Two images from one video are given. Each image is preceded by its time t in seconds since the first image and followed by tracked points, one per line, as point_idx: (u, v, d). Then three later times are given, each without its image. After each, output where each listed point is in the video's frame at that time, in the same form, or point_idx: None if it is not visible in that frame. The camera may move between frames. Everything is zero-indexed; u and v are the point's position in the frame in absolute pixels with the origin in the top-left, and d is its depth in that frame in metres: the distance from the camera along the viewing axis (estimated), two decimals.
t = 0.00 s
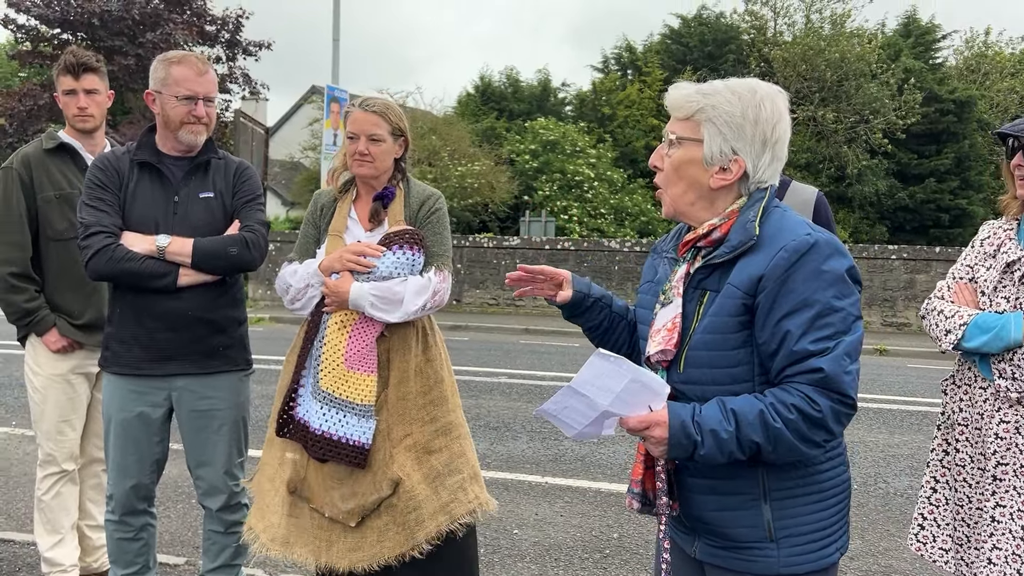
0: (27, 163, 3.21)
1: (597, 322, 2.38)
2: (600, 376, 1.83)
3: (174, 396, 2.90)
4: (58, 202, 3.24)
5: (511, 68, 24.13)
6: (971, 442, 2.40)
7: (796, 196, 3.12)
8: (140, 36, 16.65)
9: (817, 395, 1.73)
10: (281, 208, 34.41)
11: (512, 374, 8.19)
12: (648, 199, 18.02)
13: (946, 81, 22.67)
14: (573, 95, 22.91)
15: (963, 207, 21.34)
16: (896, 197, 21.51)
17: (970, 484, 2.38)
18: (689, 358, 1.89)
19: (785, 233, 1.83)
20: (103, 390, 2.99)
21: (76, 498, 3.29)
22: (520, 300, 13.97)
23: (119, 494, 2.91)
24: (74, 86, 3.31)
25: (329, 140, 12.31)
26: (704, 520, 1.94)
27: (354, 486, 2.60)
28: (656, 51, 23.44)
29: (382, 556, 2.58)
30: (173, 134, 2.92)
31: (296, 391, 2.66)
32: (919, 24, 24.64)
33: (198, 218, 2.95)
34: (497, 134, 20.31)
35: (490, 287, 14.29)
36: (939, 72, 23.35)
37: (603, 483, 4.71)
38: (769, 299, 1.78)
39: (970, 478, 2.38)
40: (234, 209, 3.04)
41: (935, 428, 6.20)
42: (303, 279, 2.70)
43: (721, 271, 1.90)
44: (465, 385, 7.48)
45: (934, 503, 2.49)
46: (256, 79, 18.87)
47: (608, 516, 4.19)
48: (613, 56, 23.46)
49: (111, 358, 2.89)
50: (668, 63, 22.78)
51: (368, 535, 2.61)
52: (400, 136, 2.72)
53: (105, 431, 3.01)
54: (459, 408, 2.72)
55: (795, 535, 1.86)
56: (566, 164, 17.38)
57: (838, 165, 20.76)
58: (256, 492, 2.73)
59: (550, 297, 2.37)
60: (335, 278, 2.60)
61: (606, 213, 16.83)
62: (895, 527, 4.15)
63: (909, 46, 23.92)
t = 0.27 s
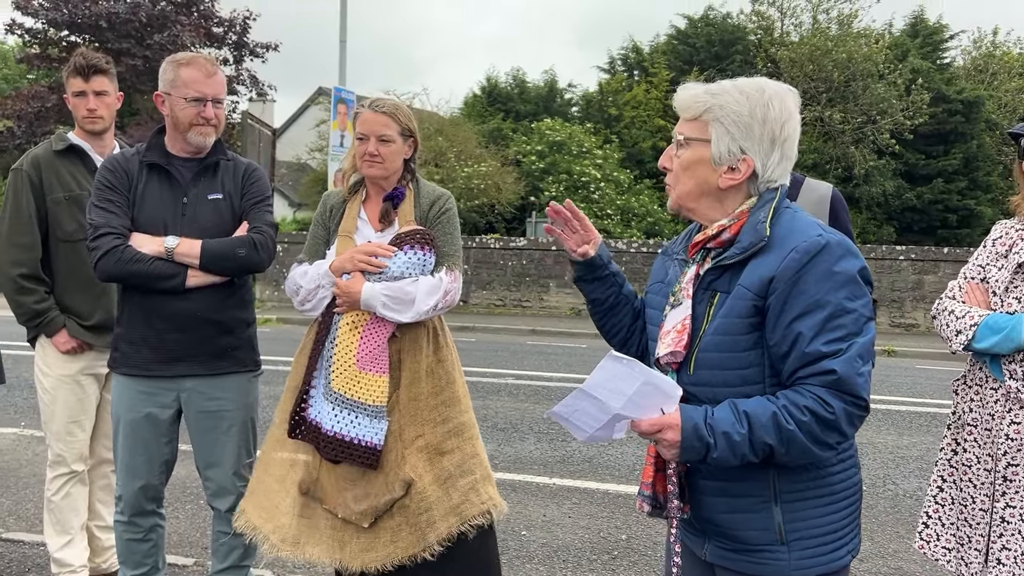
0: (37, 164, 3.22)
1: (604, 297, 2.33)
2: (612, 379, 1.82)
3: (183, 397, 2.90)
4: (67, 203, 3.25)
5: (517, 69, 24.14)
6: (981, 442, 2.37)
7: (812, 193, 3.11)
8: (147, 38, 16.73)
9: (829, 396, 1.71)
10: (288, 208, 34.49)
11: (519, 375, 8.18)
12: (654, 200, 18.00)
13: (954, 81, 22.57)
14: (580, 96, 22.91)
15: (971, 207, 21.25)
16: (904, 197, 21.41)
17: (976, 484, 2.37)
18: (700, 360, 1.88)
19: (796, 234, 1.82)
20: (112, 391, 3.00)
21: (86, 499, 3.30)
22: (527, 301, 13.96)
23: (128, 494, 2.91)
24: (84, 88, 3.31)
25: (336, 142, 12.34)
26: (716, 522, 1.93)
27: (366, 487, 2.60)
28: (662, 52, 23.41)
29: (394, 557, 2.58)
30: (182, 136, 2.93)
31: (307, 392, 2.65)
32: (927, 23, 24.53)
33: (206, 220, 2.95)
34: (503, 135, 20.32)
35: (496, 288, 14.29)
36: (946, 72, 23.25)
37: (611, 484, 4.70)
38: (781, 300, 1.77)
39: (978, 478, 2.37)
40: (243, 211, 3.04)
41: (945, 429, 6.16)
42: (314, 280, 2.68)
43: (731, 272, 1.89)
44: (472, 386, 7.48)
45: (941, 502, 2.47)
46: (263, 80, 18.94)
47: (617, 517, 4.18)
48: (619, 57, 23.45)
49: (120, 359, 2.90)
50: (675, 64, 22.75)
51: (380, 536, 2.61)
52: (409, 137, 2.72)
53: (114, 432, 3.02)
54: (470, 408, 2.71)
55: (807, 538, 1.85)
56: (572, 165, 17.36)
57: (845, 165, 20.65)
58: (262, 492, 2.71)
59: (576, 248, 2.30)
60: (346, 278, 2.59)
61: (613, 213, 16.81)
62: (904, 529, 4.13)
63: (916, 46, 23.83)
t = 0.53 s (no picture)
0: (45, 165, 3.23)
1: (597, 301, 2.31)
2: (620, 380, 1.81)
3: (191, 397, 2.90)
4: (76, 204, 3.25)
5: (523, 69, 24.13)
6: (993, 443, 2.36)
7: (824, 192, 3.09)
8: (155, 40, 16.79)
9: (840, 398, 1.70)
10: (295, 209, 34.56)
11: (525, 375, 8.17)
12: (661, 200, 17.96)
13: (962, 80, 22.45)
14: (586, 96, 22.89)
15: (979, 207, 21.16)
16: (912, 197, 21.30)
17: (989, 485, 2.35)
18: (709, 361, 1.87)
19: (807, 234, 1.80)
20: (121, 391, 3.00)
21: (95, 499, 3.31)
22: (533, 302, 13.95)
23: (136, 495, 2.91)
24: (92, 89, 3.32)
25: (343, 142, 12.36)
26: (725, 524, 1.91)
27: (378, 488, 2.59)
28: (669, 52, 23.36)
29: (404, 560, 2.57)
30: (191, 136, 2.93)
31: (320, 393, 2.64)
32: (934, 23, 24.42)
33: (215, 220, 2.96)
34: (509, 135, 20.31)
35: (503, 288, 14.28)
36: (954, 71, 23.15)
37: (619, 485, 4.68)
38: (791, 301, 1.76)
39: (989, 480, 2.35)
40: (251, 211, 3.04)
41: (953, 429, 6.13)
42: (327, 281, 2.67)
43: (741, 273, 1.87)
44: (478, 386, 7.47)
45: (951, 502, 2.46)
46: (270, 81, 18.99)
47: (625, 518, 4.17)
48: (626, 57, 23.42)
49: (129, 359, 2.90)
50: (681, 64, 22.69)
51: (391, 538, 2.60)
52: (421, 137, 2.72)
53: (123, 432, 3.02)
54: (481, 410, 2.71)
55: (818, 540, 1.83)
56: (579, 166, 17.34)
57: (852, 165, 20.52)
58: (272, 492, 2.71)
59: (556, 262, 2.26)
60: (360, 278, 2.59)
61: (620, 213, 16.78)
62: (914, 530, 4.10)
63: (924, 45, 23.72)
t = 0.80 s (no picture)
0: (53, 165, 3.24)
1: (618, 304, 2.29)
2: (627, 381, 1.80)
3: (199, 397, 2.90)
4: (83, 203, 3.26)
5: (529, 69, 24.12)
6: (1009, 443, 2.33)
7: (835, 190, 3.06)
8: (161, 40, 16.84)
9: (848, 397, 1.68)
10: (301, 209, 34.63)
11: (532, 375, 8.16)
12: (667, 199, 17.92)
13: (970, 78, 22.34)
14: (592, 96, 22.86)
15: (987, 206, 21.05)
16: (918, 196, 21.21)
17: (1005, 486, 2.33)
18: (716, 360, 1.86)
19: (814, 232, 1.79)
20: (129, 390, 3.01)
21: (102, 498, 3.31)
22: (539, 301, 13.92)
23: (144, 494, 2.91)
24: (99, 89, 3.32)
25: (349, 142, 12.37)
26: (733, 524, 1.90)
27: (390, 488, 2.59)
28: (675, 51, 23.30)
29: (416, 561, 2.56)
30: (198, 135, 2.93)
31: (332, 392, 2.62)
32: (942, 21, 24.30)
33: (222, 218, 2.96)
34: (515, 135, 20.30)
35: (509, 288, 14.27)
36: (961, 69, 23.03)
37: (626, 485, 4.67)
38: (799, 299, 1.74)
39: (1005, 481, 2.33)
40: (259, 209, 3.04)
41: (962, 429, 6.09)
42: (341, 279, 2.66)
43: (747, 271, 1.86)
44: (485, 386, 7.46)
45: (967, 503, 2.44)
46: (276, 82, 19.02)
47: (632, 518, 4.15)
48: (632, 56, 23.38)
49: (136, 358, 2.90)
50: (687, 63, 22.63)
51: (402, 538, 2.59)
52: (436, 136, 2.72)
53: (130, 432, 3.03)
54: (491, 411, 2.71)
55: (826, 539, 1.81)
56: (585, 165, 17.32)
57: (859, 164, 20.39)
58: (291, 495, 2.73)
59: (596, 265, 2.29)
60: (375, 277, 2.58)
61: (626, 213, 16.74)
62: (923, 530, 4.07)
63: (931, 43, 23.61)
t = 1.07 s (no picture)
0: (57, 164, 3.24)
1: (628, 293, 2.27)
2: (632, 383, 1.79)
3: (203, 396, 2.91)
4: (87, 203, 3.26)
5: (533, 68, 24.11)
6: None
7: (841, 186, 3.04)
8: (166, 40, 16.90)
9: (853, 396, 1.67)
10: (306, 209, 34.67)
11: (537, 374, 8.16)
12: (671, 199, 17.90)
13: (975, 77, 22.26)
14: (596, 95, 22.84)
15: (993, 205, 20.96)
16: (924, 195, 21.14)
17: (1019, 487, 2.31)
18: (718, 360, 1.85)
19: (817, 230, 1.78)
20: (133, 389, 3.01)
21: (107, 497, 3.32)
22: (544, 301, 13.91)
23: (149, 494, 2.92)
24: (103, 88, 3.33)
25: (354, 142, 12.38)
26: (736, 523, 1.89)
27: (405, 487, 2.59)
28: (680, 50, 23.25)
29: (429, 561, 2.56)
30: (202, 133, 2.94)
31: (347, 391, 2.62)
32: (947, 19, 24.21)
33: (226, 215, 2.96)
34: (519, 134, 20.29)
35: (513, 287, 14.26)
36: (967, 68, 22.95)
37: (631, 484, 4.66)
38: (802, 300, 1.73)
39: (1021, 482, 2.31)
40: (263, 206, 3.04)
41: (968, 428, 6.06)
42: (355, 278, 2.65)
43: (750, 270, 1.85)
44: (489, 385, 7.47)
45: (979, 502, 2.42)
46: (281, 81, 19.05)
47: (636, 517, 4.15)
48: (636, 56, 23.35)
49: (140, 357, 2.90)
50: (692, 62, 22.58)
51: (416, 538, 2.60)
52: (447, 134, 2.72)
53: (135, 431, 3.03)
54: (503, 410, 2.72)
55: (830, 539, 1.81)
56: (589, 164, 17.31)
57: (864, 163, 20.29)
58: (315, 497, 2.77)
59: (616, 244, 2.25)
60: (391, 276, 2.57)
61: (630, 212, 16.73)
62: (929, 530, 4.05)
63: (937, 42, 23.52)
